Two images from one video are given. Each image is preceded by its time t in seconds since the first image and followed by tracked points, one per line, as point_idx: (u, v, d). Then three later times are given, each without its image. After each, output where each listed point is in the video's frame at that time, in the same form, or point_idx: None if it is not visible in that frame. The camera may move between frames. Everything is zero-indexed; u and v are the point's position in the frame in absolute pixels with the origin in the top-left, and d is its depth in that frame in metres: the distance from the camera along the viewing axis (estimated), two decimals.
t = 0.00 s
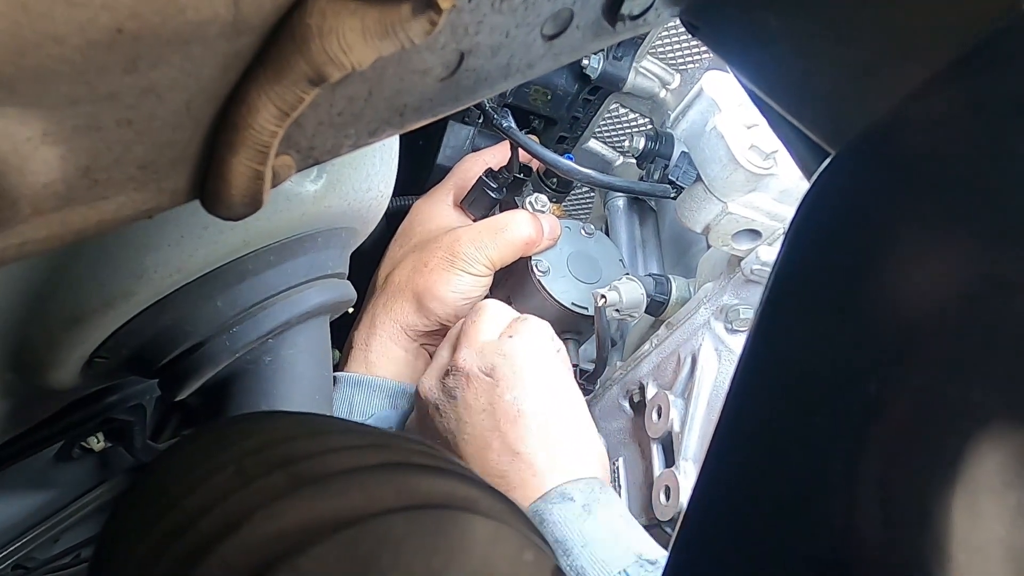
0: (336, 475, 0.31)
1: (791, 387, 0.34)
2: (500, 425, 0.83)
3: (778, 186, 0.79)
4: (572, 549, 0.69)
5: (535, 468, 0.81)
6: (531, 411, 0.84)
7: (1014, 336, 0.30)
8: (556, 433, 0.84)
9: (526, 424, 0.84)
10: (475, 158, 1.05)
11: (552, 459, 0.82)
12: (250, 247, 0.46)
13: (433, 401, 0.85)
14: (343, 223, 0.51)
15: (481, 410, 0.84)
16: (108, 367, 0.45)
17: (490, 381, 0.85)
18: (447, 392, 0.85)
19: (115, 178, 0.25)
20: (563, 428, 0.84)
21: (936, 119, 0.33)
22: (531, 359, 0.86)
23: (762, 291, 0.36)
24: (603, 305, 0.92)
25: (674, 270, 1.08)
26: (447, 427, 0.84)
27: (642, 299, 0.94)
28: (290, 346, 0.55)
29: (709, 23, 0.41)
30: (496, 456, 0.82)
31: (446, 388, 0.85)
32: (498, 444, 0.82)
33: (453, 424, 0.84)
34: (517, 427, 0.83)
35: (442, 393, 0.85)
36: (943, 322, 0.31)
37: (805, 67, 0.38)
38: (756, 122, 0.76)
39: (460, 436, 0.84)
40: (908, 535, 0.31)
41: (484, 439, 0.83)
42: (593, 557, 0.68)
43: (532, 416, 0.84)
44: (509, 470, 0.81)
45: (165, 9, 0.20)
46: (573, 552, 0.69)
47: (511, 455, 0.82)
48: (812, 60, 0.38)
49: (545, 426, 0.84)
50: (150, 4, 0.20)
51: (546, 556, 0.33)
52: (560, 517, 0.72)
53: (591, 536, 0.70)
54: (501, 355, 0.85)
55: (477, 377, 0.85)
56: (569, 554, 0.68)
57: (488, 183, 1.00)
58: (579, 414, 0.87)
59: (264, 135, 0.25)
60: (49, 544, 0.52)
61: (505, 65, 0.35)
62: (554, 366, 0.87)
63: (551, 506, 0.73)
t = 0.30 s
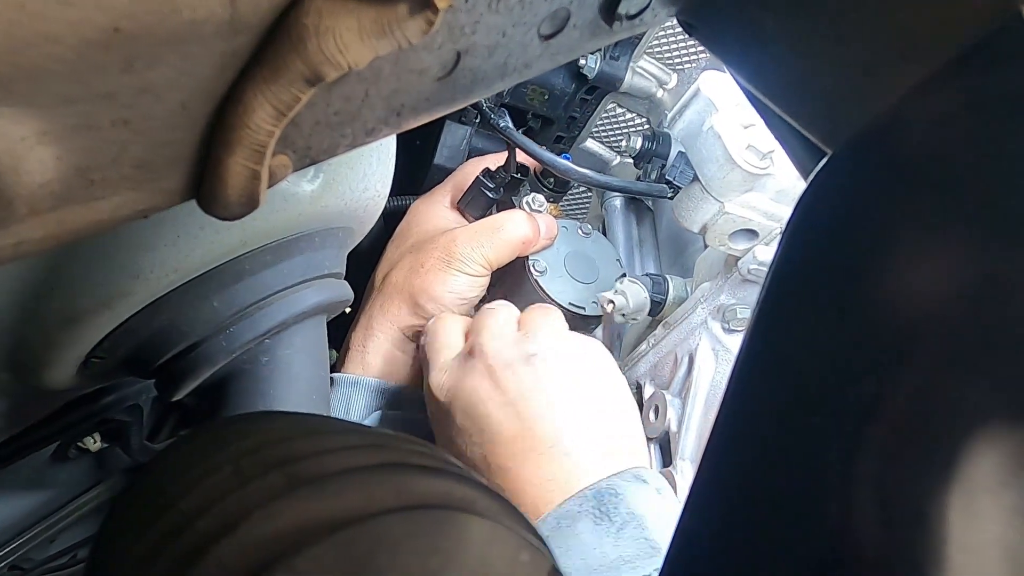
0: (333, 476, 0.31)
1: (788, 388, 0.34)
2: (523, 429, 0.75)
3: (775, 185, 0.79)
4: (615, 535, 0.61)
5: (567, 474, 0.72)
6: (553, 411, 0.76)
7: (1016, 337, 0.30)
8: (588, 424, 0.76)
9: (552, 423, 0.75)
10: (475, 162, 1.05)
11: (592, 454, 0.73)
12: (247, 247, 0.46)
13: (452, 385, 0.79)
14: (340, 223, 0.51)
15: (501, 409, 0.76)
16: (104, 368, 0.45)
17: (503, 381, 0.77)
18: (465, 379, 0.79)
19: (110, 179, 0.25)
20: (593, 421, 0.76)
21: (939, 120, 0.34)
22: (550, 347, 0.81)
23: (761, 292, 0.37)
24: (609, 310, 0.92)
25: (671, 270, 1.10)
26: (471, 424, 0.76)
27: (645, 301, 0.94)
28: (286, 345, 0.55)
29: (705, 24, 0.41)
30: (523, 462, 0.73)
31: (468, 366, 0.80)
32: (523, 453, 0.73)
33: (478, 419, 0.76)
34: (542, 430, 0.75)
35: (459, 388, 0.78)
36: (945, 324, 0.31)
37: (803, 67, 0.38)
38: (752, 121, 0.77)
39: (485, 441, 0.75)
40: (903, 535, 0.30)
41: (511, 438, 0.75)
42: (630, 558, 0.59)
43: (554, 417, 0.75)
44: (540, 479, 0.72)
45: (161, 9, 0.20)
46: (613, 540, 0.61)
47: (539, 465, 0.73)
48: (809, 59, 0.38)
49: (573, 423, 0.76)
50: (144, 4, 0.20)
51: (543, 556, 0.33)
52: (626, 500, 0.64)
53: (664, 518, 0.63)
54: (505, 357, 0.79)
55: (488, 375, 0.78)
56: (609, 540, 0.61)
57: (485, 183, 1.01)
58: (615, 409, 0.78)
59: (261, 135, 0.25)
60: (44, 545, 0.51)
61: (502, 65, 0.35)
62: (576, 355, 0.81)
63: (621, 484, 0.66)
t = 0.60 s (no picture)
0: (326, 477, 0.31)
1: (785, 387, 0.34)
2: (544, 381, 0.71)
3: (769, 185, 0.79)
4: (630, 514, 0.60)
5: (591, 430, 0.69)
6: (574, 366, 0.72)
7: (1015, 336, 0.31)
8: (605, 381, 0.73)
9: (579, 385, 0.71)
10: (469, 164, 1.06)
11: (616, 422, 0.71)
12: (242, 246, 0.46)
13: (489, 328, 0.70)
14: (335, 223, 0.51)
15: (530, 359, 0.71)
16: (98, 368, 0.45)
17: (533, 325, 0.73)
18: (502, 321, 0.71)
19: (102, 178, 0.25)
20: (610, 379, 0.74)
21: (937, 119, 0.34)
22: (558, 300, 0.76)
23: (756, 290, 0.36)
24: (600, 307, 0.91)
25: (665, 268, 1.11)
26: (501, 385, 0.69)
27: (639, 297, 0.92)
28: (282, 345, 0.55)
29: (699, 23, 0.41)
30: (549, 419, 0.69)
31: (506, 310, 0.71)
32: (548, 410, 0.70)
33: (510, 378, 0.69)
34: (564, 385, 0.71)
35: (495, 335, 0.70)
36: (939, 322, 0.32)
37: (800, 64, 0.38)
38: (747, 120, 0.76)
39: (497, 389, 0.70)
40: (899, 536, 0.31)
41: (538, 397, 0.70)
42: (642, 542, 0.59)
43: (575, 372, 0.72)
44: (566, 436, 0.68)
45: (153, 7, 0.20)
46: (628, 519, 0.60)
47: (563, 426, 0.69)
48: (804, 57, 0.38)
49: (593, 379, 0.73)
50: (137, 3, 0.19)
51: (538, 557, 0.32)
52: (646, 476, 0.63)
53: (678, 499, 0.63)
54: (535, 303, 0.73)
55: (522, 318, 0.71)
56: (623, 518, 0.60)
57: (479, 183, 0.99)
58: (630, 366, 0.77)
59: (255, 135, 0.25)
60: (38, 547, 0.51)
61: (496, 65, 0.35)
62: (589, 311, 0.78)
63: (642, 457, 0.65)
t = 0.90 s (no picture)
0: (323, 477, 0.31)
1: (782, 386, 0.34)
2: (515, 366, 0.74)
3: (767, 186, 0.79)
4: (625, 495, 0.61)
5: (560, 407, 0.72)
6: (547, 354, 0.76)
7: (1008, 333, 0.31)
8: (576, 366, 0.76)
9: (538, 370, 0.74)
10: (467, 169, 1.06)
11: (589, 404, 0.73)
12: (241, 249, 0.46)
13: (474, 312, 0.78)
14: (333, 225, 0.52)
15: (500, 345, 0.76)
16: (97, 372, 0.45)
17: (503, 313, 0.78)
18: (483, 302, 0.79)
19: (101, 181, 0.25)
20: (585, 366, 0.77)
21: (934, 119, 0.35)
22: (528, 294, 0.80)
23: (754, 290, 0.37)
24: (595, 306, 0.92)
25: (664, 271, 1.10)
26: (481, 376, 0.75)
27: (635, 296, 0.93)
28: (281, 349, 0.56)
29: (696, 24, 0.41)
30: (522, 397, 0.72)
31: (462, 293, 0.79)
32: (513, 399, 0.73)
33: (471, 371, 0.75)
34: (536, 370, 0.74)
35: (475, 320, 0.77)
36: (937, 322, 0.32)
37: (797, 63, 0.39)
38: (744, 122, 0.77)
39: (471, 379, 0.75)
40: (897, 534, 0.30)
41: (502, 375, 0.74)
42: (637, 520, 0.59)
43: (544, 360, 0.75)
44: (537, 412, 0.71)
45: (151, 8, 0.20)
46: (623, 500, 0.61)
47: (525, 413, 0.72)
48: (801, 56, 0.38)
49: (568, 367, 0.75)
50: (134, 4, 0.20)
51: (536, 557, 0.32)
52: (639, 467, 0.65)
53: (670, 491, 0.64)
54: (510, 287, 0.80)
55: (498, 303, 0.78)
56: (618, 499, 0.61)
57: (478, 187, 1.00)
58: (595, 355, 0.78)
59: (252, 137, 0.25)
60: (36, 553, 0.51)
61: (493, 66, 0.35)
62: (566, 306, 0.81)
63: (633, 449, 0.67)
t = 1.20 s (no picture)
0: (326, 477, 0.31)
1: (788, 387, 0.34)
2: (490, 414, 0.82)
3: (770, 187, 0.79)
4: (606, 518, 0.64)
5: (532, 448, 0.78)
6: (529, 404, 0.82)
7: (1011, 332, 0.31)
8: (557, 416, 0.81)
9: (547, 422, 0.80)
10: (470, 171, 1.07)
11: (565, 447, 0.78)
12: (245, 252, 0.46)
13: (468, 354, 0.87)
14: (337, 227, 0.52)
15: (476, 392, 0.84)
16: (101, 373, 0.45)
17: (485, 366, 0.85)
18: (475, 356, 0.86)
19: (104, 183, 0.25)
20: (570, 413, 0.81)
21: (931, 118, 0.35)
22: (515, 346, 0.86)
23: (756, 289, 0.37)
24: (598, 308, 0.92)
25: (667, 272, 1.09)
26: (477, 396, 0.83)
27: (639, 300, 0.94)
28: (284, 351, 0.55)
29: (698, 25, 0.41)
30: (495, 442, 0.80)
31: (478, 350, 0.86)
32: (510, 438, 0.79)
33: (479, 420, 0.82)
34: (512, 419, 0.81)
35: (458, 364, 0.87)
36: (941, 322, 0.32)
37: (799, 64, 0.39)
38: (747, 123, 0.77)
39: (473, 410, 0.83)
40: (898, 538, 0.30)
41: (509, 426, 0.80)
42: (617, 541, 0.62)
43: (522, 409, 0.81)
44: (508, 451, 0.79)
45: (154, 11, 0.20)
46: (605, 523, 0.64)
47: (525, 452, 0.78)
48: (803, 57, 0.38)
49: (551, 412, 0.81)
50: (137, 7, 0.20)
51: (539, 556, 0.32)
52: (622, 488, 0.67)
53: (655, 507, 0.67)
54: (493, 345, 0.86)
55: (494, 356, 0.85)
56: (599, 522, 0.64)
57: (481, 188, 0.99)
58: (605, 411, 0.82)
59: (255, 139, 0.25)
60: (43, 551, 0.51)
61: (496, 67, 0.35)
62: (564, 361, 0.85)
63: (617, 470, 0.69)
